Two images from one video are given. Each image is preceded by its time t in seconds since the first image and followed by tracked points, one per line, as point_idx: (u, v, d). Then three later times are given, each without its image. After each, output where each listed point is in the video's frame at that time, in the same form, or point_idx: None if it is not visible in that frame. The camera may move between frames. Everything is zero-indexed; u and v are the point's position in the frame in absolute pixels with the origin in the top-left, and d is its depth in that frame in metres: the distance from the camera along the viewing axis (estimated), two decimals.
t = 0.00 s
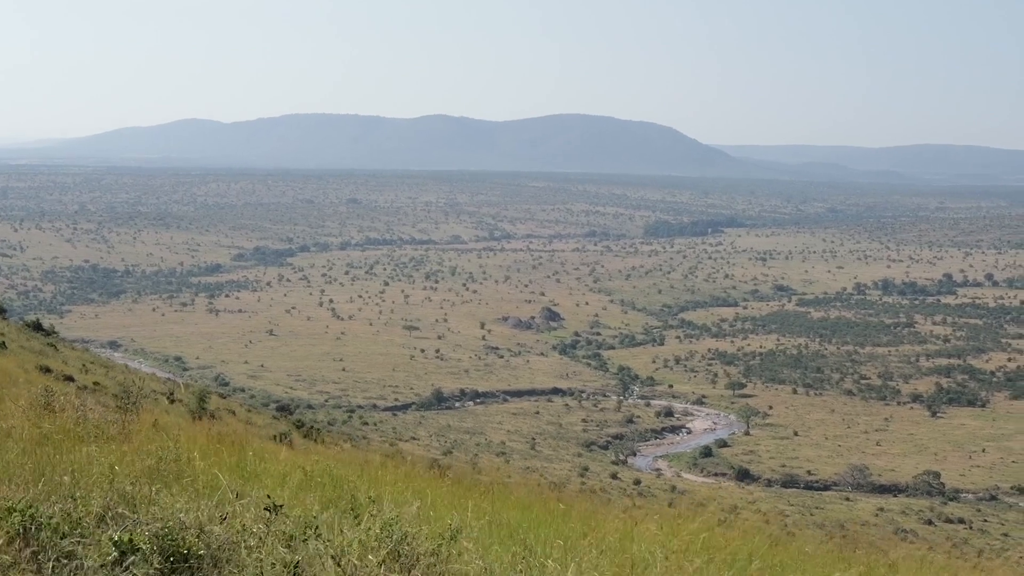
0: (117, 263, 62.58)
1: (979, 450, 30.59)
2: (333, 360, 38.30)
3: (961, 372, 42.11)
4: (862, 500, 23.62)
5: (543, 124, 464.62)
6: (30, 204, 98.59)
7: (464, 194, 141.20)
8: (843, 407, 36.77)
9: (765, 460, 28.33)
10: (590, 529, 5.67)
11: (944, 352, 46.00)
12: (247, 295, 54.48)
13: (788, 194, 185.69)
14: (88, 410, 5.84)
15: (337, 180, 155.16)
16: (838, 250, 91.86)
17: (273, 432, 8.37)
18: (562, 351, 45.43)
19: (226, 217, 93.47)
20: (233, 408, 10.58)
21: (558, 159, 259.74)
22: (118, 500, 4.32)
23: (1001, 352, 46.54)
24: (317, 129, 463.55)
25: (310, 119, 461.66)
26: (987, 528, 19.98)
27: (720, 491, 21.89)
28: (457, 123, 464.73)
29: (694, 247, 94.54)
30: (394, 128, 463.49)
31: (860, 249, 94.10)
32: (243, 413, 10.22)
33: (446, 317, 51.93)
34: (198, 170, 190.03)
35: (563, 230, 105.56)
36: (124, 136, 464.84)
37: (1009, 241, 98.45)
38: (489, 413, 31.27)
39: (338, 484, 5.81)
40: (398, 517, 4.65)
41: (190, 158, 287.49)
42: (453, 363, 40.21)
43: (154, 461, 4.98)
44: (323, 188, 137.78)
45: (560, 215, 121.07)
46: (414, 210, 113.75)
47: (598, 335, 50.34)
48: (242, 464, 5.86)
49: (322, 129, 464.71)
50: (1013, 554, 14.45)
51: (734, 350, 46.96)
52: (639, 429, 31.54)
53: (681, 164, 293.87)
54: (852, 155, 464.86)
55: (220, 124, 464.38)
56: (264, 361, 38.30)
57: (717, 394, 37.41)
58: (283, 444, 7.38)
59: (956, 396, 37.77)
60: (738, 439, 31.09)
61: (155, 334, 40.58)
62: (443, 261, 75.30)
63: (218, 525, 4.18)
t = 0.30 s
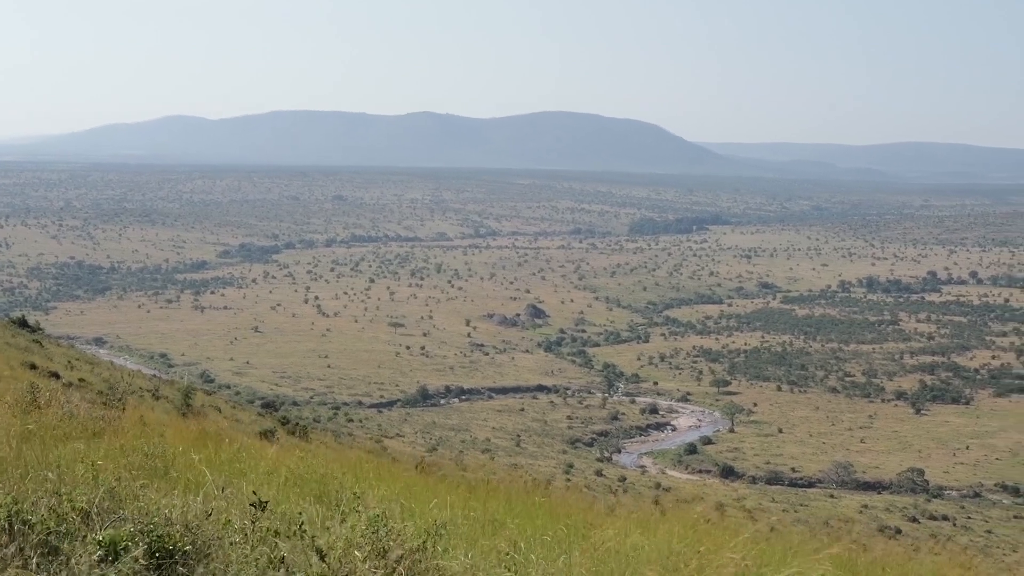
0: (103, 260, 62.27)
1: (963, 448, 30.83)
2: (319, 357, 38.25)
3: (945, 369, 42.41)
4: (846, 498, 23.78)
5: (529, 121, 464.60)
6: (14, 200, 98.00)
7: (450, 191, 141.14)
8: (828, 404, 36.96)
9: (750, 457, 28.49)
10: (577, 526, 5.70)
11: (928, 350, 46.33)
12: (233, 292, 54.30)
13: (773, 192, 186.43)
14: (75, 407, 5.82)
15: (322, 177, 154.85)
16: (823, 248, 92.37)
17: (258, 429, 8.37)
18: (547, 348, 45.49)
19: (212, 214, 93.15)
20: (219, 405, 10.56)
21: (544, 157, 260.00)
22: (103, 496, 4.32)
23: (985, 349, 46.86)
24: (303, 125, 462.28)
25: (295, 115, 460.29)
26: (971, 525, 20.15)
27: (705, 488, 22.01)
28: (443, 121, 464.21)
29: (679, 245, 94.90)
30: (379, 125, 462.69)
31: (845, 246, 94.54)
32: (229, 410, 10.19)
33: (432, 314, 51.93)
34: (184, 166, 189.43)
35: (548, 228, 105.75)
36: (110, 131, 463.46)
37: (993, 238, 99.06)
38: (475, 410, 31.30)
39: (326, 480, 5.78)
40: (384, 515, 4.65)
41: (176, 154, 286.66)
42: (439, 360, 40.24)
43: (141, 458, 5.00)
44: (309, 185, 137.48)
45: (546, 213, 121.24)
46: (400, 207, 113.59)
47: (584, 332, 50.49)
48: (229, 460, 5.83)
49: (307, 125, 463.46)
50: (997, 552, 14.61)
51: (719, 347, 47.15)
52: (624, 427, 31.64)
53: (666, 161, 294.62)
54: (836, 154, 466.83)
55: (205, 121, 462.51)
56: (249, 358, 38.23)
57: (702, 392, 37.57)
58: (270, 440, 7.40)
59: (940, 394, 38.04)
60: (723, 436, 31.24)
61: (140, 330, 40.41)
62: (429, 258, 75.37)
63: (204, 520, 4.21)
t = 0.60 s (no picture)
0: (80, 256, 61.72)
1: (939, 443, 31.16)
2: (297, 353, 38.12)
3: (921, 366, 42.84)
4: (823, 493, 24.01)
5: (508, 117, 464.26)
6: None
7: (428, 187, 140.90)
8: (805, 400, 37.27)
9: (728, 453, 28.69)
10: (555, 522, 5.74)
11: (904, 346, 46.78)
12: (210, 288, 53.99)
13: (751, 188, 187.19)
14: (49, 402, 5.79)
15: (300, 173, 154.04)
16: (800, 244, 93.04)
17: (235, 424, 8.35)
18: (525, 344, 45.57)
19: (190, 210, 92.50)
20: (196, 401, 10.49)
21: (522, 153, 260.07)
22: (78, 491, 4.30)
23: (960, 345, 47.36)
24: (280, 120, 459.63)
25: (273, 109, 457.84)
26: (947, 520, 20.40)
27: (684, 484, 22.16)
28: (421, 116, 463.09)
29: (657, 241, 95.25)
30: (357, 119, 460.74)
31: (822, 243, 95.13)
32: (206, 406, 10.13)
33: (410, 309, 51.80)
34: (160, 162, 187.80)
35: (527, 224, 105.82)
36: (87, 125, 459.45)
37: (968, 236, 99.98)
38: (453, 407, 31.32)
39: (303, 476, 5.77)
40: (362, 510, 4.66)
41: (153, 150, 284.27)
42: (417, 355, 40.21)
43: (117, 452, 5.00)
44: (287, 181, 136.75)
45: (524, 209, 121.32)
46: (378, 204, 113.23)
47: (562, 327, 50.55)
48: (205, 455, 5.81)
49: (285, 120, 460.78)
50: (973, 546, 14.82)
51: (696, 343, 47.39)
52: (601, 423, 31.83)
53: (644, 158, 295.55)
54: (813, 151, 469.09)
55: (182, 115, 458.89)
56: (227, 354, 38.03)
57: (679, 389, 37.82)
58: (246, 438, 7.38)
59: (916, 390, 38.43)
60: (700, 432, 31.41)
61: (118, 326, 40.13)
62: (408, 253, 75.18)
63: (179, 515, 4.23)
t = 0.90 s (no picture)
0: (50, 250, 61.00)
1: (908, 437, 31.61)
2: (268, 347, 37.95)
3: (891, 359, 43.39)
4: (794, 486, 24.30)
5: (480, 111, 463.58)
6: None
7: (400, 181, 140.45)
8: (775, 394, 37.65)
9: (698, 446, 28.94)
10: (528, 514, 5.80)
11: (874, 339, 47.35)
12: (181, 282, 53.53)
13: (722, 183, 188.23)
14: (21, 397, 5.77)
15: (271, 168, 153.15)
16: (771, 239, 93.74)
17: (206, 419, 8.35)
18: (496, 338, 45.60)
19: (160, 204, 91.65)
20: (167, 396, 10.44)
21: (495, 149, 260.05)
22: (50, 485, 4.32)
23: (930, 339, 47.98)
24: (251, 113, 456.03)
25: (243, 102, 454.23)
26: (916, 513, 20.72)
27: (655, 477, 22.33)
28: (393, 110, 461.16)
29: (628, 236, 95.66)
30: (328, 113, 458.03)
31: (792, 237, 95.90)
32: (178, 401, 10.09)
33: (382, 303, 51.69)
34: (129, 156, 185.76)
35: (499, 218, 105.82)
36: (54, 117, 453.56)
37: (937, 230, 101.14)
38: (425, 401, 31.34)
39: (274, 470, 5.78)
40: (332, 504, 4.69)
41: (122, 144, 281.02)
42: (389, 350, 40.16)
43: (87, 446, 5.00)
44: (258, 175, 135.81)
45: (496, 203, 121.35)
46: (350, 198, 112.69)
47: (533, 322, 50.62)
48: (177, 449, 5.81)
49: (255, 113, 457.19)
50: (941, 539, 15.13)
51: (668, 337, 47.69)
52: (572, 417, 31.97)
53: (616, 153, 296.39)
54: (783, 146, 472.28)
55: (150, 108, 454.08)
56: (199, 348, 37.78)
57: (651, 383, 38.05)
58: (218, 432, 7.37)
59: (886, 383, 38.93)
60: (672, 425, 31.67)
61: (88, 321, 39.75)
62: (380, 248, 74.95)
63: (151, 508, 4.25)
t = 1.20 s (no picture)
0: (14, 242, 60.09)
1: (874, 428, 32.10)
2: (236, 339, 37.73)
3: (858, 351, 43.98)
4: (761, 477, 24.61)
5: (448, 102, 462.33)
6: None
7: (368, 174, 139.87)
8: (742, 385, 38.06)
9: (665, 437, 29.22)
10: (496, 506, 5.86)
11: (841, 331, 47.93)
12: (148, 274, 53.00)
13: (690, 175, 189.31)
14: None
15: (238, 159, 151.78)
16: (738, 230, 94.54)
17: (174, 411, 8.31)
18: (464, 330, 45.64)
19: (127, 196, 90.61)
20: (135, 387, 10.37)
21: (463, 141, 259.64)
22: (14, 477, 4.32)
23: (896, 330, 48.69)
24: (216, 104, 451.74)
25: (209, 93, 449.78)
26: (884, 504, 21.10)
27: (623, 469, 22.53)
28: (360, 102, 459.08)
29: (596, 228, 95.98)
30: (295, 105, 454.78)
31: (760, 229, 96.75)
32: (145, 393, 10.05)
33: (350, 295, 51.48)
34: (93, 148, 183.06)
35: (466, 210, 105.73)
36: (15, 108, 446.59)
37: (903, 222, 102.44)
38: (393, 393, 31.31)
39: (241, 462, 5.78)
40: (300, 495, 4.73)
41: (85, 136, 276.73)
42: (356, 342, 40.05)
43: (52, 439, 4.99)
44: (225, 168, 134.53)
45: (464, 195, 121.19)
46: (318, 190, 112.03)
47: (500, 313, 50.70)
48: (143, 441, 5.82)
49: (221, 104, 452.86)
50: (909, 530, 15.43)
51: (635, 329, 47.97)
52: (539, 408, 32.12)
53: (584, 145, 297.06)
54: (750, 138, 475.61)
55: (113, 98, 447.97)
56: (165, 341, 37.44)
57: (618, 375, 38.32)
58: (184, 424, 7.35)
59: (853, 374, 39.45)
60: (639, 417, 31.90)
61: (54, 314, 39.27)
62: (348, 240, 74.69)
63: (116, 500, 4.26)
